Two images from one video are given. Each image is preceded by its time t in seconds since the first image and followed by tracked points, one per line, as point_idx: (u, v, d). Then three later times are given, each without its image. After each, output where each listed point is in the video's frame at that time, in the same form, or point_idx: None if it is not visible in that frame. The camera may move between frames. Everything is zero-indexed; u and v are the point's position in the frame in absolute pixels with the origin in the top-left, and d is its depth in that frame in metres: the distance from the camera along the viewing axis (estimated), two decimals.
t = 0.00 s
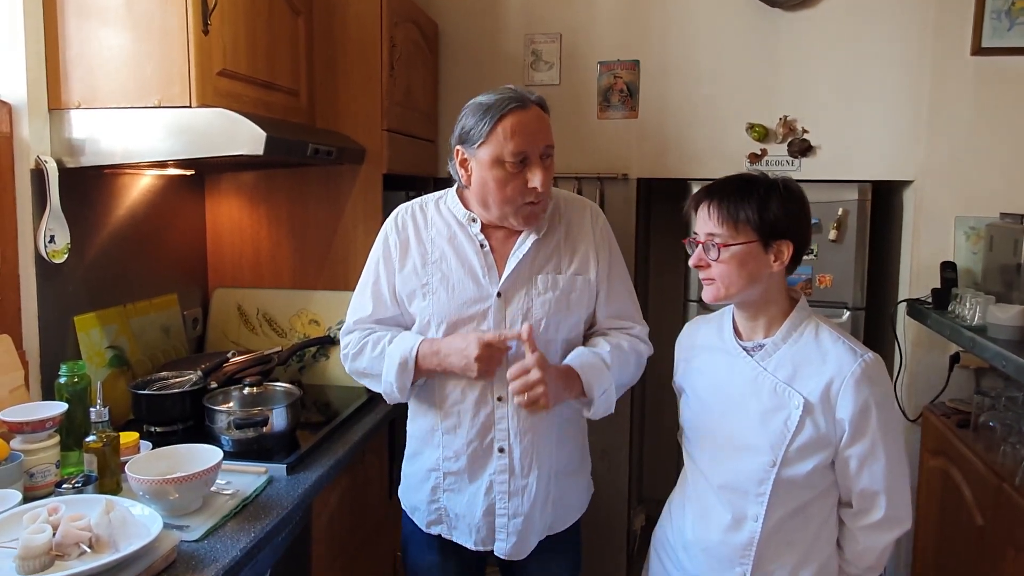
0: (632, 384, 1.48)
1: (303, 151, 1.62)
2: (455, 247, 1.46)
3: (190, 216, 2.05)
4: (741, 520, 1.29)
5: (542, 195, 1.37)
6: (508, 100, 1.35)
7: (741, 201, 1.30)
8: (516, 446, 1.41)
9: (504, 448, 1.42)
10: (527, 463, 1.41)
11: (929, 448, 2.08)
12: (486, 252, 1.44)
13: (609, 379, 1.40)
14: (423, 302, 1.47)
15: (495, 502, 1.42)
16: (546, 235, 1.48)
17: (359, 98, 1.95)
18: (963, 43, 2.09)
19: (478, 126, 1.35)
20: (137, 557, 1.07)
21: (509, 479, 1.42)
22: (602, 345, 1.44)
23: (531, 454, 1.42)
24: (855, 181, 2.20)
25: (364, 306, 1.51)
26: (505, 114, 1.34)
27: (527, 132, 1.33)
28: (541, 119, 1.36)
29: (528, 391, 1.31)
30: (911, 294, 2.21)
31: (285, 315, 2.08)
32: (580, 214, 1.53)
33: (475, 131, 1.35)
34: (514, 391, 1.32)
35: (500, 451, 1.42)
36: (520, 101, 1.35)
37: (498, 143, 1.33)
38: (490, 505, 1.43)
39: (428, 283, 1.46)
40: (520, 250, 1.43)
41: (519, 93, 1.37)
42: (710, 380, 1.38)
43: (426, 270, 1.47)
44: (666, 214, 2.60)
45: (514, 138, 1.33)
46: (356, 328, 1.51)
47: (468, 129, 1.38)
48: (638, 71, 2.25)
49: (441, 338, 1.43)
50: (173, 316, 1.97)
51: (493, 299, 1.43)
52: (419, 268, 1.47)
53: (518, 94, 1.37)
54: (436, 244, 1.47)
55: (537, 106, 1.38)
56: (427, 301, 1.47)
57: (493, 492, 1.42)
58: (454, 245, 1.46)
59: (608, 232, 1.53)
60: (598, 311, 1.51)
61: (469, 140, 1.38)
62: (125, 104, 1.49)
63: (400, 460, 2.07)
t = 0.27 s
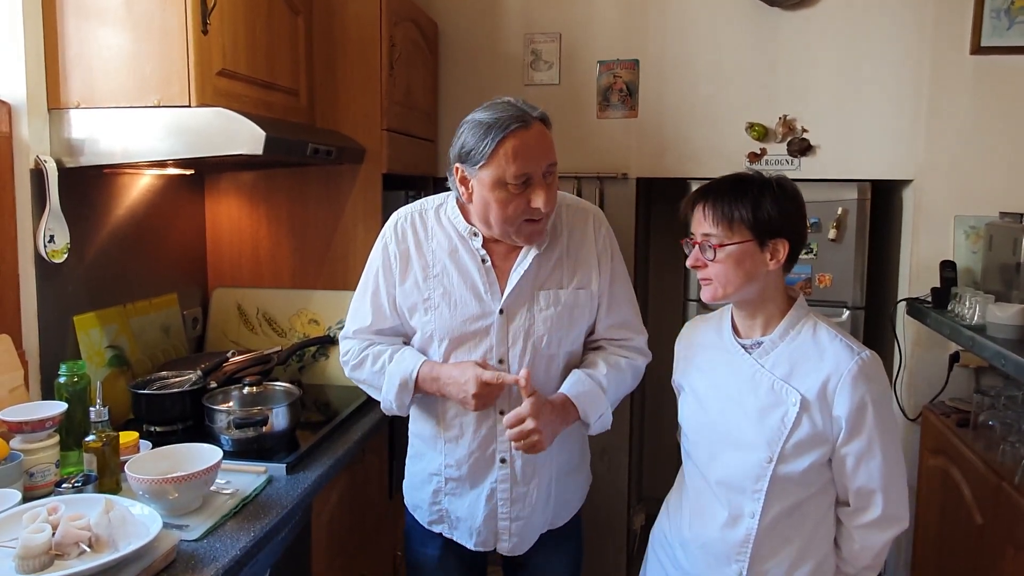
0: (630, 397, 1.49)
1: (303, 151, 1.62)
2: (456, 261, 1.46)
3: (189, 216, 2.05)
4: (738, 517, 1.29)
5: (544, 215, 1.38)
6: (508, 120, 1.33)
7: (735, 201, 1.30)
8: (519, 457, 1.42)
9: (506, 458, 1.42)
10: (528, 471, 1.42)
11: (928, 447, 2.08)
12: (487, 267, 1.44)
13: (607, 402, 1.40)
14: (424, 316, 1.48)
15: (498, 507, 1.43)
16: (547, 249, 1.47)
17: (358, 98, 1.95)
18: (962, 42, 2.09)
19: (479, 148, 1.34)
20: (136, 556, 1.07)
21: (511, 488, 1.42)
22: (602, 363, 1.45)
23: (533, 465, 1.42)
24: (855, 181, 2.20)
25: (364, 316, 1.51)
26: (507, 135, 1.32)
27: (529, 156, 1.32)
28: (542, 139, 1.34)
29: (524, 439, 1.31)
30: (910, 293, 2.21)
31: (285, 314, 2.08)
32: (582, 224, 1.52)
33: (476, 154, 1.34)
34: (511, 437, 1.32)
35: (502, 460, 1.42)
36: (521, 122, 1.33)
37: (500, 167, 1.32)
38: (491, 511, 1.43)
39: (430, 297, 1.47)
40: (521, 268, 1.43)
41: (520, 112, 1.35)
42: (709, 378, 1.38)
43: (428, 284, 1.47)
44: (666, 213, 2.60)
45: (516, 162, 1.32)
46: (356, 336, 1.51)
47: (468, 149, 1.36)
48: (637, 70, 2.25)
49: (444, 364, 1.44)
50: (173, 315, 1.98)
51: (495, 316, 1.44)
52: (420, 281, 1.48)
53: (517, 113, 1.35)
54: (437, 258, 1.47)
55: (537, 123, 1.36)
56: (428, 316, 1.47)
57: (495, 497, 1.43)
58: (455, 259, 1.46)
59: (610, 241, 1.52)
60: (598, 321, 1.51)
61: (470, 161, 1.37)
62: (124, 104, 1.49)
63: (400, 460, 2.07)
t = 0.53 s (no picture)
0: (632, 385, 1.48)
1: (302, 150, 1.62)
2: (456, 249, 1.46)
3: (189, 215, 2.05)
4: (738, 512, 1.29)
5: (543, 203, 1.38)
6: (512, 107, 1.34)
7: (733, 198, 1.30)
8: (521, 446, 1.41)
9: (509, 447, 1.42)
10: (530, 461, 1.42)
11: (928, 446, 2.08)
12: (488, 254, 1.44)
13: (608, 386, 1.40)
14: (425, 304, 1.47)
15: (504, 497, 1.43)
16: (547, 237, 1.48)
17: (358, 96, 1.95)
18: (962, 41, 2.09)
19: (481, 133, 1.34)
20: (136, 555, 1.07)
21: (515, 477, 1.42)
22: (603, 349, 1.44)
23: (534, 459, 1.42)
24: (854, 179, 2.19)
25: (365, 308, 1.51)
26: (509, 121, 1.33)
27: (530, 142, 1.33)
28: (543, 127, 1.35)
29: (526, 412, 1.31)
30: (910, 292, 2.21)
31: (284, 313, 2.08)
32: (581, 215, 1.52)
33: (478, 139, 1.35)
34: (513, 411, 1.32)
35: (504, 449, 1.42)
36: (524, 109, 1.34)
37: (501, 152, 1.33)
38: (498, 501, 1.43)
39: (430, 285, 1.47)
40: (521, 253, 1.43)
41: (522, 100, 1.36)
42: (709, 374, 1.38)
43: (428, 273, 1.47)
44: (666, 212, 2.60)
45: (517, 147, 1.32)
46: (357, 330, 1.51)
47: (470, 135, 1.37)
48: (637, 69, 2.25)
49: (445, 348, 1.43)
50: (172, 314, 1.98)
51: (496, 301, 1.43)
52: (421, 271, 1.47)
53: (521, 101, 1.36)
54: (437, 247, 1.48)
55: (539, 112, 1.37)
56: (429, 304, 1.47)
57: (501, 488, 1.43)
58: (455, 247, 1.46)
59: (609, 232, 1.53)
60: (599, 311, 1.51)
61: (472, 146, 1.37)
62: (123, 103, 1.49)
63: (399, 459, 2.07)
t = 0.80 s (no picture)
0: (632, 377, 1.47)
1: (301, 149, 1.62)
2: (455, 240, 1.46)
3: (188, 214, 2.05)
4: (738, 510, 1.29)
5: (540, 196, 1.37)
6: (514, 100, 1.34)
7: (733, 198, 1.30)
8: (519, 440, 1.41)
9: (506, 440, 1.42)
10: (529, 454, 1.41)
11: (927, 445, 2.08)
12: (486, 244, 1.45)
13: (605, 370, 1.39)
14: (424, 294, 1.47)
15: (498, 497, 1.42)
16: (545, 229, 1.48)
17: (357, 96, 1.95)
18: (961, 40, 2.09)
19: (483, 123, 1.35)
20: (135, 555, 1.07)
21: (511, 473, 1.42)
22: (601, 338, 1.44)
23: (533, 459, 1.42)
24: (854, 179, 2.19)
25: (365, 302, 1.51)
26: (511, 113, 1.34)
27: (531, 134, 1.33)
28: (545, 122, 1.36)
29: (519, 378, 1.31)
30: (909, 291, 2.21)
31: (284, 313, 2.08)
32: (580, 210, 1.53)
33: (480, 129, 1.35)
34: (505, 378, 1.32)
35: (502, 442, 1.42)
36: (527, 103, 1.35)
37: (501, 141, 1.33)
38: (492, 501, 1.43)
39: (428, 275, 1.47)
40: (518, 243, 1.43)
41: (526, 95, 1.37)
42: (707, 372, 1.38)
43: (427, 264, 1.47)
44: (665, 212, 2.60)
45: (517, 138, 1.33)
46: (357, 325, 1.51)
47: (473, 126, 1.38)
48: (636, 68, 2.25)
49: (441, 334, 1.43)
50: (172, 314, 1.98)
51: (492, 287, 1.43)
52: (419, 261, 1.48)
53: (524, 96, 1.37)
54: (436, 238, 1.48)
55: (542, 108, 1.38)
56: (427, 293, 1.47)
57: (495, 486, 1.42)
58: (454, 238, 1.47)
59: (607, 228, 1.53)
60: (599, 303, 1.50)
61: (473, 137, 1.38)
62: (122, 103, 1.49)
63: (398, 459, 2.07)
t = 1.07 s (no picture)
0: (632, 375, 1.47)
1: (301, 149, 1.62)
2: (454, 240, 1.47)
3: (187, 214, 2.05)
4: (740, 508, 1.29)
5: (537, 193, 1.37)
6: (511, 99, 1.35)
7: (732, 195, 1.30)
8: (517, 437, 1.41)
9: (504, 437, 1.41)
10: (527, 453, 1.41)
11: (927, 444, 2.08)
12: (485, 242, 1.45)
13: (604, 366, 1.39)
14: (424, 294, 1.47)
15: (496, 495, 1.42)
16: (545, 228, 1.49)
17: (356, 96, 1.95)
18: (961, 39, 2.09)
19: (480, 122, 1.35)
20: (135, 554, 1.07)
21: (510, 470, 1.42)
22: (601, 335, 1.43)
23: (533, 457, 1.42)
24: (854, 177, 2.19)
25: (366, 304, 1.52)
26: (508, 112, 1.34)
27: (527, 132, 1.33)
28: (541, 120, 1.36)
29: (517, 372, 1.31)
30: (909, 290, 2.21)
31: (283, 312, 2.07)
32: (579, 210, 1.53)
33: (477, 128, 1.36)
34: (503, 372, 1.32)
35: (501, 439, 1.42)
36: (523, 102, 1.36)
37: (498, 140, 1.33)
38: (490, 500, 1.42)
39: (428, 274, 1.47)
40: (517, 241, 1.43)
41: (522, 94, 1.37)
42: (707, 371, 1.38)
43: (426, 263, 1.47)
44: (665, 211, 2.60)
45: (514, 136, 1.33)
46: (359, 327, 1.51)
47: (470, 126, 1.38)
48: (636, 67, 2.25)
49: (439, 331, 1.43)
50: (172, 314, 1.98)
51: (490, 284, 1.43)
52: (419, 261, 1.48)
53: (521, 95, 1.37)
54: (436, 239, 1.48)
55: (538, 107, 1.38)
56: (426, 292, 1.47)
57: (494, 484, 1.42)
58: (453, 238, 1.47)
59: (607, 226, 1.53)
60: (599, 301, 1.50)
61: (471, 136, 1.38)
62: (122, 102, 1.49)
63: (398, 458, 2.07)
